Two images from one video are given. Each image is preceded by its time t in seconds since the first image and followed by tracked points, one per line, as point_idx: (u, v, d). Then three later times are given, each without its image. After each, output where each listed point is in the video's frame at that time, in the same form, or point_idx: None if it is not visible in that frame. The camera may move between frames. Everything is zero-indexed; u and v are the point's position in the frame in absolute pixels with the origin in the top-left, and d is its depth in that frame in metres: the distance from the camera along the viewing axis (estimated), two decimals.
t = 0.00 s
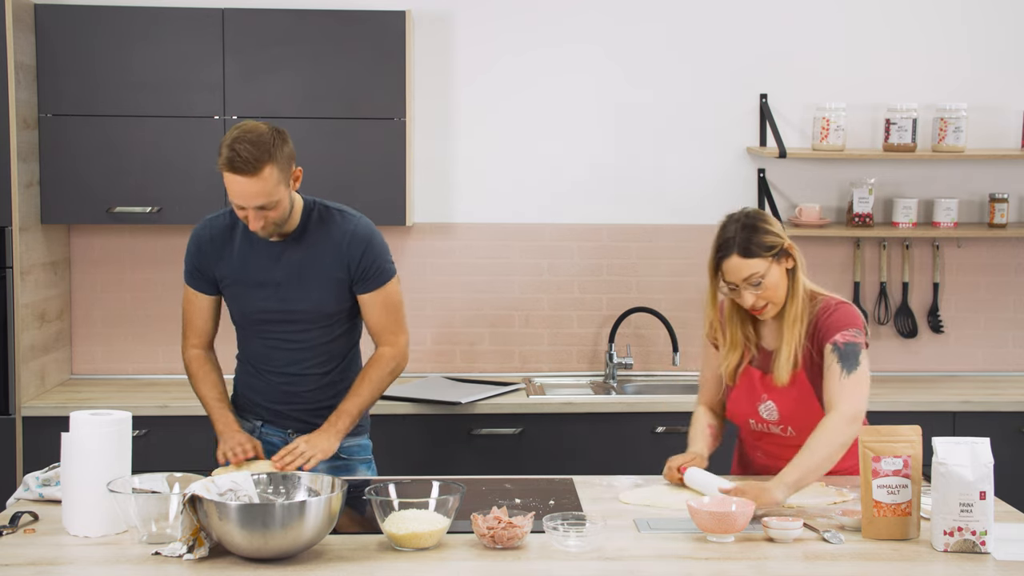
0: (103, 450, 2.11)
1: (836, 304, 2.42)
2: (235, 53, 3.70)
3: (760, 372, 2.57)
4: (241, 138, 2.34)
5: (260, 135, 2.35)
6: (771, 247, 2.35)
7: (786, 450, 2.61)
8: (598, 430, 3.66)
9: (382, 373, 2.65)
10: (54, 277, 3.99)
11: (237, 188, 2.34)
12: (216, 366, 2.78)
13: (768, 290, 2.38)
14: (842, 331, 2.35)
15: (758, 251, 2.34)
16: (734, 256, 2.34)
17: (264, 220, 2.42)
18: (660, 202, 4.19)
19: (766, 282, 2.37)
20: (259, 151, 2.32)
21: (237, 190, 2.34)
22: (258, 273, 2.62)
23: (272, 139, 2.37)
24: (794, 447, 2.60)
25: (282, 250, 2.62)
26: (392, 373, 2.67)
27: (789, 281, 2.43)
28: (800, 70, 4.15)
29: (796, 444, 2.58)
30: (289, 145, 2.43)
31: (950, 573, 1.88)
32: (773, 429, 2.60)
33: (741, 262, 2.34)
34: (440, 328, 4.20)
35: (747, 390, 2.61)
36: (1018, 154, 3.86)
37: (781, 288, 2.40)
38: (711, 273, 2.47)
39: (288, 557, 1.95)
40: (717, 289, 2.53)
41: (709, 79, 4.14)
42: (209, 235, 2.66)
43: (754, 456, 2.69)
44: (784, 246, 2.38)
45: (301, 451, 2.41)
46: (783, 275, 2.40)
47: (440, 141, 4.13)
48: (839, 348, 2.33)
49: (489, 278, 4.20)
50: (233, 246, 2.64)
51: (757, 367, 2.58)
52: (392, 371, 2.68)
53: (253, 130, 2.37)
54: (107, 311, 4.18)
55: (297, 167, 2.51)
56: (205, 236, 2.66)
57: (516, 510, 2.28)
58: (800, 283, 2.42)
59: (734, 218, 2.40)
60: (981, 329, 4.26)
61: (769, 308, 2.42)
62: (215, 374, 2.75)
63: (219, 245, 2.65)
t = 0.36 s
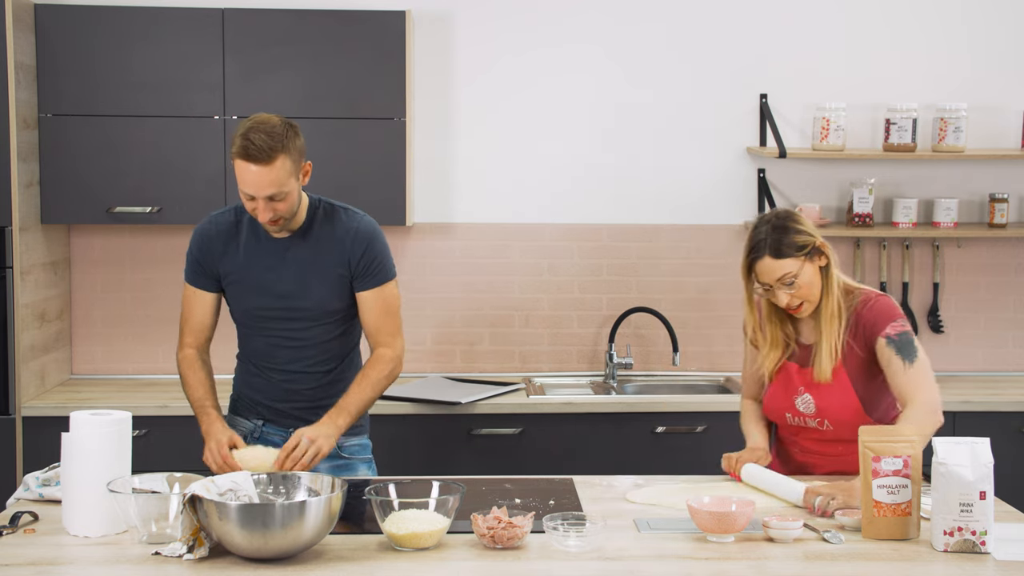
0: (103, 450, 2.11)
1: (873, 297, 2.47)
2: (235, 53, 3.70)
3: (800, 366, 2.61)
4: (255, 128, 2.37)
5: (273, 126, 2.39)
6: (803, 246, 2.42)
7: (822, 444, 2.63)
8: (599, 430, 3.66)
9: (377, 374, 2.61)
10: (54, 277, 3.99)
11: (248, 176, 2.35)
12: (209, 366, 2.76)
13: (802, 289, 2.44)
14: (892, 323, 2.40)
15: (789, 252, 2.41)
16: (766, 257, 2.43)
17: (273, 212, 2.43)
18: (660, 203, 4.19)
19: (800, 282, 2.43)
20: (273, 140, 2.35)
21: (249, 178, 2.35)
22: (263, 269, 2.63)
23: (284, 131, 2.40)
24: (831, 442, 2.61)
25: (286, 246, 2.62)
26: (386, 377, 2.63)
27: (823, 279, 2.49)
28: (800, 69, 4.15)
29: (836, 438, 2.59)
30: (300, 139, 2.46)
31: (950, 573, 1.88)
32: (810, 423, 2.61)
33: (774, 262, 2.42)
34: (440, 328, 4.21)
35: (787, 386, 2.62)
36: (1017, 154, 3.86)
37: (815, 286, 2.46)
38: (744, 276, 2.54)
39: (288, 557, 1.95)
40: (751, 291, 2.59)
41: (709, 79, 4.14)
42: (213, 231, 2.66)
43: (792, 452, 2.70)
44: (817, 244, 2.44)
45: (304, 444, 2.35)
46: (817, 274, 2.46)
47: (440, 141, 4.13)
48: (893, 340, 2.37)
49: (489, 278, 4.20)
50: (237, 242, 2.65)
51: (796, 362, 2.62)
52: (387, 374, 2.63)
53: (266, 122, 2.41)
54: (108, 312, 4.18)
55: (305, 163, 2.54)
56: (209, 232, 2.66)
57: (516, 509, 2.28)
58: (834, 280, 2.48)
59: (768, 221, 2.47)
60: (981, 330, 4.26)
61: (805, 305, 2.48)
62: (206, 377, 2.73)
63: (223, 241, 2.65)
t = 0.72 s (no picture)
0: (103, 450, 2.11)
1: (896, 302, 2.46)
2: (235, 54, 3.70)
3: (820, 364, 2.60)
4: (255, 124, 2.38)
5: (274, 122, 2.40)
6: (828, 246, 2.44)
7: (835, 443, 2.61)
8: (599, 430, 3.66)
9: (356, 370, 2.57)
10: (54, 277, 3.99)
11: (249, 171, 2.36)
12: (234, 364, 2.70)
13: (825, 287, 2.47)
14: (904, 332, 2.39)
15: (812, 250, 2.44)
16: (790, 254, 2.46)
17: (273, 208, 2.43)
18: (660, 203, 4.19)
19: (822, 280, 2.46)
20: (274, 135, 2.37)
21: (249, 173, 2.36)
22: (265, 270, 2.63)
23: (285, 127, 2.41)
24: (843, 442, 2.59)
25: (287, 246, 2.63)
26: (367, 375, 2.59)
27: (848, 279, 2.49)
28: (800, 70, 4.15)
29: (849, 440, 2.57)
30: (301, 137, 2.47)
31: (950, 573, 1.88)
32: (826, 422, 2.60)
33: (798, 261, 2.45)
34: (440, 328, 4.21)
35: (806, 382, 2.63)
36: (1017, 154, 3.86)
37: (838, 285, 2.48)
38: (769, 272, 2.58)
39: (288, 557, 1.95)
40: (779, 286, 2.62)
41: (709, 79, 4.14)
42: (214, 232, 2.66)
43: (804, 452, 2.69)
44: (842, 245, 2.45)
45: (283, 440, 2.27)
46: (842, 273, 2.48)
47: (440, 141, 4.13)
48: (897, 349, 2.38)
49: (489, 278, 4.20)
50: (238, 243, 2.65)
51: (816, 360, 2.61)
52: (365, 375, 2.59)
53: (267, 118, 2.42)
54: (108, 311, 4.18)
55: (307, 162, 2.55)
56: (210, 233, 2.66)
57: (516, 510, 2.28)
58: (860, 280, 2.48)
59: (795, 218, 2.50)
60: (980, 330, 4.26)
61: (826, 306, 2.50)
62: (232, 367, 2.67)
63: (224, 242, 2.65)
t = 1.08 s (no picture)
0: (103, 450, 2.11)
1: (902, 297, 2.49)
2: (235, 54, 3.70)
3: (825, 361, 2.61)
4: (251, 124, 2.40)
5: (270, 122, 2.41)
6: (833, 248, 2.43)
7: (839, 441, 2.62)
8: (599, 430, 3.66)
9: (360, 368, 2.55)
10: (54, 277, 3.99)
11: (244, 170, 2.37)
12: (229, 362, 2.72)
13: (832, 290, 2.46)
14: (920, 322, 2.42)
15: (818, 253, 2.42)
16: (795, 259, 2.44)
17: (270, 209, 2.43)
18: (660, 203, 4.19)
19: (829, 282, 2.45)
20: (269, 135, 2.38)
21: (245, 172, 2.37)
22: (265, 272, 2.63)
23: (281, 127, 2.42)
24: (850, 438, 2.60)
25: (286, 247, 2.63)
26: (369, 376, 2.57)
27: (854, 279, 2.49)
28: (800, 70, 4.15)
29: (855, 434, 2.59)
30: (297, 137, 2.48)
31: (950, 573, 1.88)
32: (831, 419, 2.61)
33: (804, 265, 2.43)
34: (440, 328, 4.21)
35: (811, 381, 2.63)
36: (1017, 154, 3.86)
37: (845, 285, 2.47)
38: (774, 279, 2.56)
39: (288, 557, 1.95)
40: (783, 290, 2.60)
41: (709, 79, 4.14)
42: (213, 234, 2.66)
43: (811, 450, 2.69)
44: (846, 245, 2.45)
45: (283, 431, 2.22)
46: (848, 274, 2.47)
47: (440, 141, 4.13)
48: (920, 340, 2.40)
49: (489, 278, 4.20)
50: (237, 245, 2.65)
51: (823, 357, 2.61)
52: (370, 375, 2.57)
53: (263, 118, 2.43)
54: (108, 311, 4.18)
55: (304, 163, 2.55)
56: (210, 235, 2.67)
57: (516, 510, 2.28)
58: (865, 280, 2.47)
59: (798, 222, 2.49)
60: (980, 330, 4.26)
61: (833, 307, 2.50)
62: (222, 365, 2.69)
63: (223, 244, 2.66)
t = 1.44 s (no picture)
0: (103, 450, 2.11)
1: (904, 288, 2.51)
2: (235, 54, 3.70)
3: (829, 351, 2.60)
4: (238, 129, 2.37)
5: (257, 128, 2.38)
6: (837, 237, 2.43)
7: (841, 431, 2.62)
8: (599, 430, 3.66)
9: (349, 375, 2.54)
10: (54, 277, 3.99)
11: (233, 177, 2.36)
12: (220, 369, 2.75)
13: (835, 279, 2.47)
14: (930, 309, 2.44)
15: (821, 242, 2.43)
16: (799, 247, 2.45)
17: (260, 214, 2.43)
18: (660, 203, 4.19)
19: (832, 271, 2.45)
20: (256, 142, 2.35)
21: (233, 179, 2.36)
22: (262, 273, 2.63)
23: (269, 132, 2.39)
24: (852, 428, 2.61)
25: (281, 250, 2.62)
26: (358, 383, 2.55)
27: (856, 270, 2.50)
28: (800, 70, 4.15)
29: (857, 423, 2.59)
30: (287, 139, 2.45)
31: (950, 573, 1.88)
32: (834, 408, 2.61)
33: (807, 253, 2.44)
34: (440, 328, 4.21)
35: (813, 369, 2.62)
36: (1017, 154, 3.86)
37: (848, 275, 2.48)
38: (779, 269, 2.56)
39: (288, 557, 1.95)
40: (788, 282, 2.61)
41: (709, 80, 4.14)
42: (211, 236, 2.67)
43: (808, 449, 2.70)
44: (849, 236, 2.45)
45: (272, 438, 2.27)
46: (850, 264, 2.48)
47: (440, 141, 4.13)
48: (932, 324, 2.42)
49: (489, 277, 4.20)
50: (234, 247, 2.65)
51: (826, 347, 2.61)
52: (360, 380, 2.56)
53: (251, 122, 2.40)
54: (108, 311, 4.18)
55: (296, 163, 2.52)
56: (208, 237, 2.67)
57: (516, 509, 2.28)
58: (866, 270, 2.49)
59: (801, 212, 2.49)
60: (980, 330, 4.26)
61: (836, 297, 2.50)
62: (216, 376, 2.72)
63: (220, 246, 2.66)
